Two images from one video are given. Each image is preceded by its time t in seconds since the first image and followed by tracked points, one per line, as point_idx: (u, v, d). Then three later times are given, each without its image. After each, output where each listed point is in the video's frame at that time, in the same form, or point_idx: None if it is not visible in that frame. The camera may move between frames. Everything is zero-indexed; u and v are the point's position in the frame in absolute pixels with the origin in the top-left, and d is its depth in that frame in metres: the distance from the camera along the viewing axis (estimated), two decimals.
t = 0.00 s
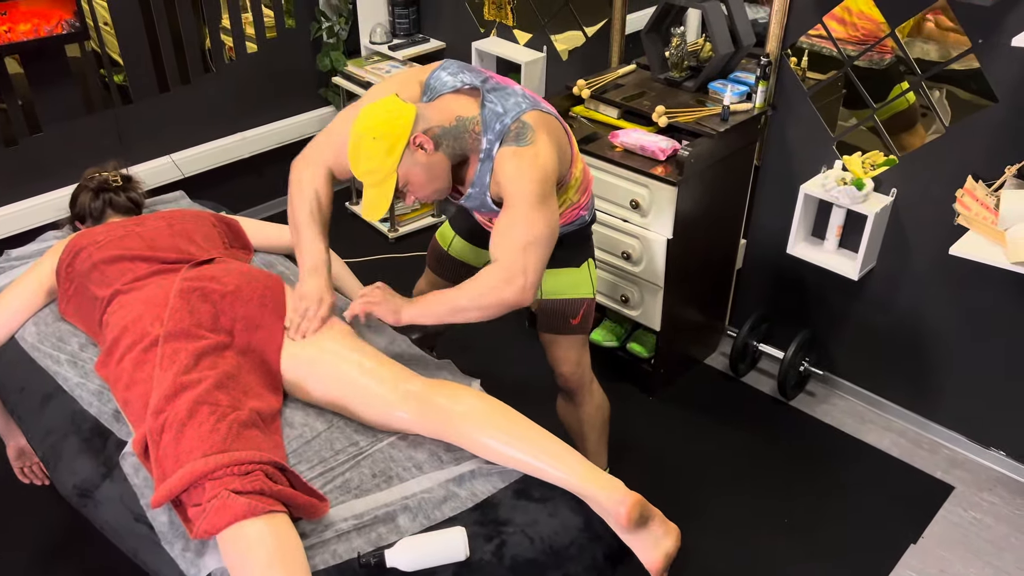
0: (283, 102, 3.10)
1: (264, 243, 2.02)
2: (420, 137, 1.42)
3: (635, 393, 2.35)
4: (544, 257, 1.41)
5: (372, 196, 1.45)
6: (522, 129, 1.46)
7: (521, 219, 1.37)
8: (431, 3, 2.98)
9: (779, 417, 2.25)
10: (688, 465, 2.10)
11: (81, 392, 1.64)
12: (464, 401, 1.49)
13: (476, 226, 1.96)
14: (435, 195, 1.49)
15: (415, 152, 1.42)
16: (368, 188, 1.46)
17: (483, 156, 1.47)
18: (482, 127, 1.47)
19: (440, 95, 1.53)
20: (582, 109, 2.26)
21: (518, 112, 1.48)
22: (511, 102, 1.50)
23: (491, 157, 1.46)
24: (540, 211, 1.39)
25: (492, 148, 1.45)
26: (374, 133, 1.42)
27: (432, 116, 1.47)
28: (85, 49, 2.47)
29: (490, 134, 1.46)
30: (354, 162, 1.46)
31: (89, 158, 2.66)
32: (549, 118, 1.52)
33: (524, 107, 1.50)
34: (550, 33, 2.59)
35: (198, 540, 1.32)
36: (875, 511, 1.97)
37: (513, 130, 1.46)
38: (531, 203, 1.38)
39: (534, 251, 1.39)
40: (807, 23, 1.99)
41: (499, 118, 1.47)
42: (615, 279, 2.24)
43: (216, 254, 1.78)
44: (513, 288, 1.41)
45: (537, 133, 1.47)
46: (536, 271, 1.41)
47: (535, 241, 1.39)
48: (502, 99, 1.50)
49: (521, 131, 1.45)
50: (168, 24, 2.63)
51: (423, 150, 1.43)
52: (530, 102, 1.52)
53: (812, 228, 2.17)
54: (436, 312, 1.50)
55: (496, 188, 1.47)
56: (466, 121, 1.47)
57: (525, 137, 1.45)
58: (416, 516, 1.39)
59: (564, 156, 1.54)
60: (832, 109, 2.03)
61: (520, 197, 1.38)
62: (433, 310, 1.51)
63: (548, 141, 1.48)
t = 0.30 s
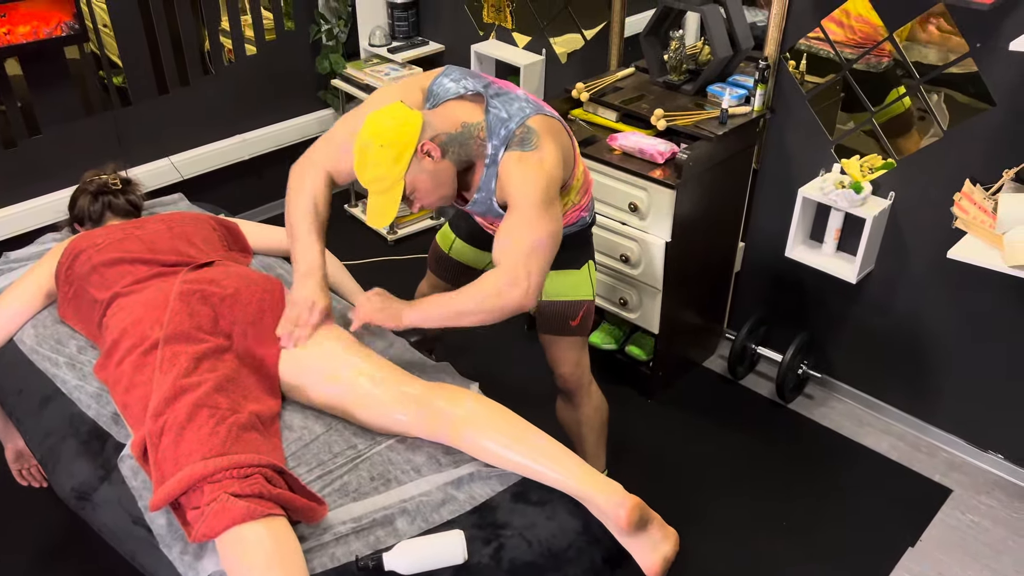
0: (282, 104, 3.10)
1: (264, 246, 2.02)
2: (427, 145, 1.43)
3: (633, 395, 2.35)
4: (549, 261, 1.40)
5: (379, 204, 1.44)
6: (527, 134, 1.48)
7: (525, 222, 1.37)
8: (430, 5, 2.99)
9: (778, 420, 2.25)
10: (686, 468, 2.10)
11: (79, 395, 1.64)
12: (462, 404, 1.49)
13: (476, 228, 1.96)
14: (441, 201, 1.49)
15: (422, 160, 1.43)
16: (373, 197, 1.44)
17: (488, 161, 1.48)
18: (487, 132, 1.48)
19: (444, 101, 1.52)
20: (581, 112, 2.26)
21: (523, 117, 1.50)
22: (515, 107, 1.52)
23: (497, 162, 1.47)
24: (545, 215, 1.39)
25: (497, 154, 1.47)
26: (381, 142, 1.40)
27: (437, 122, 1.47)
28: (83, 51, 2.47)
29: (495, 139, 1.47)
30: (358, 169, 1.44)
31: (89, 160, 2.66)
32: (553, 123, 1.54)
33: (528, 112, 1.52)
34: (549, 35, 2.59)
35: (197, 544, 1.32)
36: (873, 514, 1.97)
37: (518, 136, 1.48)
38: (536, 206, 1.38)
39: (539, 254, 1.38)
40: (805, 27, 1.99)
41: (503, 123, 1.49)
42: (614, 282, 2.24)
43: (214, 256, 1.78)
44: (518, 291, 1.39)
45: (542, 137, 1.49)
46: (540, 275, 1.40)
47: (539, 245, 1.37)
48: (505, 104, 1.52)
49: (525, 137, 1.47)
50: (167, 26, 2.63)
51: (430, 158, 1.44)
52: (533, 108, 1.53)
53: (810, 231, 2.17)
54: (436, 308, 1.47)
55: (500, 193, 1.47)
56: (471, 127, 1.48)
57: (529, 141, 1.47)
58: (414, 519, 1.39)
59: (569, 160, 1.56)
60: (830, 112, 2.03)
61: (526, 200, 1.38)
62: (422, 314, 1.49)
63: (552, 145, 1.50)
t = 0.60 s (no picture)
0: (285, 104, 3.11)
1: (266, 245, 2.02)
2: (422, 164, 1.41)
3: (634, 396, 2.36)
4: (514, 277, 1.36)
5: (373, 221, 1.43)
6: (517, 154, 1.44)
7: (494, 237, 1.33)
8: (432, 6, 2.99)
9: (778, 421, 2.25)
10: (686, 469, 2.10)
11: (81, 393, 1.64)
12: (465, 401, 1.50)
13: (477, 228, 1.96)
14: (435, 221, 1.48)
15: (418, 178, 1.42)
16: (367, 215, 1.43)
17: (478, 179, 1.47)
18: (478, 152, 1.47)
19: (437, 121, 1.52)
20: (582, 112, 2.27)
21: (514, 138, 1.46)
22: (508, 128, 1.49)
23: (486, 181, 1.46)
24: (523, 231, 1.36)
25: (486, 172, 1.45)
26: (379, 159, 1.40)
27: (432, 141, 1.46)
28: (86, 51, 2.48)
29: (485, 159, 1.46)
30: (354, 186, 1.43)
31: (90, 160, 2.66)
32: (546, 145, 1.50)
33: (520, 133, 1.48)
34: (551, 36, 2.60)
35: (197, 542, 1.32)
36: (873, 515, 1.97)
37: (508, 155, 1.45)
38: (514, 219, 1.35)
39: (507, 268, 1.34)
40: (807, 28, 1.99)
41: (494, 144, 1.46)
42: (615, 283, 2.24)
43: (216, 255, 1.78)
44: (478, 308, 1.35)
45: (532, 159, 1.45)
46: (503, 291, 1.36)
47: (509, 260, 1.34)
48: (499, 124, 1.49)
49: (515, 156, 1.44)
50: (170, 25, 2.64)
51: (425, 176, 1.42)
52: (527, 128, 1.50)
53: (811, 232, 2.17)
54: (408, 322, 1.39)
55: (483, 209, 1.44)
56: (463, 147, 1.47)
57: (519, 161, 1.43)
58: (414, 518, 1.40)
59: (559, 181, 1.52)
60: (832, 113, 2.03)
61: (503, 212, 1.35)
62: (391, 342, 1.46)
63: (541, 167, 1.46)
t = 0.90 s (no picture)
0: (288, 102, 3.11)
1: (269, 243, 2.02)
2: (417, 173, 1.41)
3: (636, 395, 2.36)
4: (533, 265, 1.38)
5: (372, 237, 1.43)
6: (508, 152, 1.45)
7: (506, 230, 1.35)
8: (436, 4, 2.99)
9: (780, 421, 2.25)
10: (688, 468, 2.10)
11: (84, 388, 1.65)
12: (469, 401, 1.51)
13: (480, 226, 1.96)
14: (435, 232, 1.46)
15: (413, 189, 1.41)
16: (367, 229, 1.42)
17: (473, 184, 1.46)
18: (469, 157, 1.46)
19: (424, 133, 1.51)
20: (586, 111, 2.27)
21: (502, 138, 1.47)
22: (494, 128, 1.49)
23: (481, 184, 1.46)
24: (532, 222, 1.38)
25: (480, 176, 1.45)
26: (373, 172, 1.39)
27: (423, 151, 1.45)
28: (91, 49, 2.49)
29: (477, 163, 1.45)
30: (351, 201, 1.43)
31: (94, 158, 2.67)
32: (535, 141, 1.51)
33: (508, 132, 1.48)
34: (554, 35, 2.60)
35: (199, 537, 1.33)
36: (875, 515, 1.97)
37: (499, 155, 1.45)
38: (522, 212, 1.37)
39: (523, 259, 1.36)
40: (810, 28, 1.99)
41: (483, 146, 1.46)
42: (617, 282, 2.24)
43: (220, 252, 1.79)
44: (498, 299, 1.37)
45: (524, 154, 1.46)
46: (523, 278, 1.38)
47: (525, 250, 1.36)
48: (485, 126, 1.49)
49: (507, 153, 1.45)
50: (174, 24, 2.64)
51: (421, 186, 1.41)
52: (513, 126, 1.51)
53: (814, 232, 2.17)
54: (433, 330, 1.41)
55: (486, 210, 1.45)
56: (455, 154, 1.46)
57: (511, 158, 1.44)
58: (415, 515, 1.40)
59: (553, 177, 1.52)
60: (836, 113, 2.03)
61: (509, 207, 1.36)
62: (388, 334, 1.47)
63: (535, 160, 1.47)
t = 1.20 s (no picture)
0: (294, 103, 3.12)
1: (275, 242, 2.03)
2: (443, 179, 1.36)
3: (640, 396, 2.36)
4: (577, 265, 1.38)
5: (395, 245, 1.37)
6: (530, 150, 1.47)
7: (548, 231, 1.35)
8: (441, 5, 3.00)
9: (784, 422, 2.25)
10: (692, 469, 2.10)
11: (90, 386, 1.66)
12: (475, 399, 1.50)
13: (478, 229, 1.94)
14: (455, 235, 1.44)
15: (439, 194, 1.36)
16: (389, 236, 1.37)
17: (496, 186, 1.47)
18: (491, 158, 1.46)
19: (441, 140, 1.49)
20: (590, 112, 2.28)
21: (523, 136, 1.48)
22: (513, 128, 1.49)
23: (504, 184, 1.46)
24: (566, 221, 1.38)
25: (504, 176, 1.46)
26: (399, 176, 1.33)
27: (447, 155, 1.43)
28: (98, 49, 2.50)
29: (500, 163, 1.46)
30: (374, 208, 1.36)
31: (100, 158, 2.68)
32: (552, 138, 1.53)
33: (526, 131, 1.50)
34: (559, 36, 2.60)
35: (204, 535, 1.34)
36: (879, 517, 1.97)
37: (521, 154, 1.47)
38: (555, 215, 1.37)
39: (569, 259, 1.36)
40: (815, 29, 1.99)
41: (504, 147, 1.47)
42: (621, 283, 2.24)
43: (225, 251, 1.79)
44: (552, 300, 1.34)
45: (545, 151, 1.49)
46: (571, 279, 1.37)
47: (568, 250, 1.36)
48: (503, 127, 1.49)
49: (529, 152, 1.47)
50: (180, 24, 2.65)
51: (446, 192, 1.37)
52: (531, 125, 1.52)
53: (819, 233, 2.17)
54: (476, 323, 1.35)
55: (515, 212, 1.45)
56: (477, 157, 1.45)
57: (534, 157, 1.46)
58: (420, 514, 1.41)
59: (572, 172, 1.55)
60: (841, 114, 2.03)
61: (543, 207, 1.38)
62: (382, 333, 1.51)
63: (555, 157, 1.50)
